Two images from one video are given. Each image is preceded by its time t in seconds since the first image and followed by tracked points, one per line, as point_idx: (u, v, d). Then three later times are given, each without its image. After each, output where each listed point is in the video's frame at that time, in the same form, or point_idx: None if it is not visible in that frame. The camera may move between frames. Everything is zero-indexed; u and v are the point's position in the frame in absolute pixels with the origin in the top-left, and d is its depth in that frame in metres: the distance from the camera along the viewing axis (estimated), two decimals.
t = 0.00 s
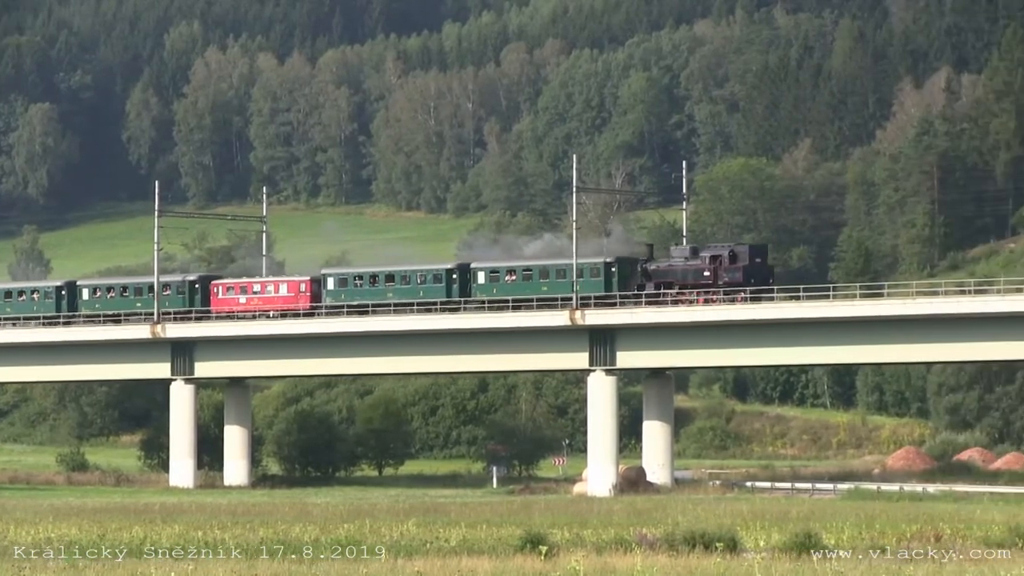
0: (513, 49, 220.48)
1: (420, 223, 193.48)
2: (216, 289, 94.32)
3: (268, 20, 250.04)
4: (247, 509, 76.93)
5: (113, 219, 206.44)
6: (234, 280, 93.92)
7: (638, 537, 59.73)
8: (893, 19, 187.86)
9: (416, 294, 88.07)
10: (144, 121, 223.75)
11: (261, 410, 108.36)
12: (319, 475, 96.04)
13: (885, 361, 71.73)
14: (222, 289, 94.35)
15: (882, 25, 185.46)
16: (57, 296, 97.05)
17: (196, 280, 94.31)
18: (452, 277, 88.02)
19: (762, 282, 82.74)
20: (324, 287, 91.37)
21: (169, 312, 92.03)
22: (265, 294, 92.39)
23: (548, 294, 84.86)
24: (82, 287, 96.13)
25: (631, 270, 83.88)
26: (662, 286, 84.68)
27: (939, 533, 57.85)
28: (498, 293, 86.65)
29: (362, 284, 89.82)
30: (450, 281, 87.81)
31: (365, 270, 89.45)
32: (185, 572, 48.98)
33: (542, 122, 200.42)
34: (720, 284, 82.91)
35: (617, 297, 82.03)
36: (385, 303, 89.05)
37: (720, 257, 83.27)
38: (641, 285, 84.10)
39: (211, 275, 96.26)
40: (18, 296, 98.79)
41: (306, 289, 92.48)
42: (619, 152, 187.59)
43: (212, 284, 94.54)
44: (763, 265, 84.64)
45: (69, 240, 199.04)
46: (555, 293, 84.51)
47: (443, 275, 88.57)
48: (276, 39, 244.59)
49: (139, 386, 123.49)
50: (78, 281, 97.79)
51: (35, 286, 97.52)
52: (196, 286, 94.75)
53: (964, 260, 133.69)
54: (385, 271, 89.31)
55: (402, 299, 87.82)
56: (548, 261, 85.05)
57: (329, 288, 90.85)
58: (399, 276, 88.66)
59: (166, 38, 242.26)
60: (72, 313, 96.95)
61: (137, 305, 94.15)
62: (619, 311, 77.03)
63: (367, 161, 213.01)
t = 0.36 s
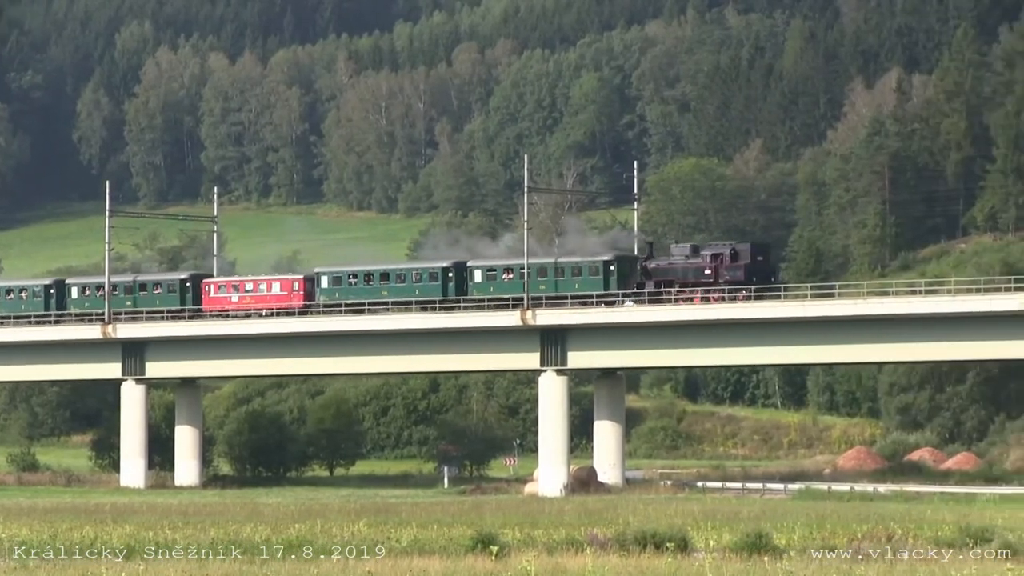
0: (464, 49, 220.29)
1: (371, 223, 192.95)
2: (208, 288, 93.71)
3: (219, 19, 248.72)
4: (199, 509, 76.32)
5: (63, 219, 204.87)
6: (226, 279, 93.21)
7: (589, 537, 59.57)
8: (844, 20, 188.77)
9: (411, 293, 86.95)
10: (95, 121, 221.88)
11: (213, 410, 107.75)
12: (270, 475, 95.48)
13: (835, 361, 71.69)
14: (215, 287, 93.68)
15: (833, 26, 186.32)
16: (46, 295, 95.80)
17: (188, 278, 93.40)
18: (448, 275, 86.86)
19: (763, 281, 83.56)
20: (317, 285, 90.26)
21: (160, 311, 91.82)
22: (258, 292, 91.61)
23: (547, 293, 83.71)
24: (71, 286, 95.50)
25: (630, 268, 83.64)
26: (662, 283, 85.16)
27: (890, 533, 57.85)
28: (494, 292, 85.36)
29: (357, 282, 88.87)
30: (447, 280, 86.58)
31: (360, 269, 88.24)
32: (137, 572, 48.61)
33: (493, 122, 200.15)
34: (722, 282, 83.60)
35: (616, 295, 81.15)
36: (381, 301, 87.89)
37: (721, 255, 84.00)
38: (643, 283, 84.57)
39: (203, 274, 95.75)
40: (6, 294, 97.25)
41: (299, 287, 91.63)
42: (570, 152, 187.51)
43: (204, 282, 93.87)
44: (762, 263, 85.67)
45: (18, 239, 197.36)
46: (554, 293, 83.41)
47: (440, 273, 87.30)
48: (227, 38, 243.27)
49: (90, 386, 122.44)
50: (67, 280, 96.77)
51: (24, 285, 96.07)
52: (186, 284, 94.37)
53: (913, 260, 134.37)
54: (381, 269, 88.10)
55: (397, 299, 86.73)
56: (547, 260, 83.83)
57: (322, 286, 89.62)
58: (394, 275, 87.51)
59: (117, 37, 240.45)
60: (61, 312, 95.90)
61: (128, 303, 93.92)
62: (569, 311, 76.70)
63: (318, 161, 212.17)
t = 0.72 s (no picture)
0: (412, 48, 219.73)
1: (318, 223, 192.08)
2: (196, 286, 92.46)
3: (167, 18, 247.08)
4: (144, 509, 75.56)
5: (7, 219, 202.88)
6: (215, 277, 92.14)
7: (536, 536, 59.27)
8: (790, 20, 189.37)
9: (404, 290, 85.61)
10: (41, 120, 219.68)
11: (158, 410, 107.00)
12: (216, 475, 94.71)
13: (785, 361, 71.58)
14: (202, 285, 92.42)
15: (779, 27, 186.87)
16: (30, 293, 93.40)
17: (176, 275, 91.79)
18: (441, 272, 85.16)
19: (763, 279, 80.75)
20: (307, 283, 89.14)
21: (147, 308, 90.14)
22: (246, 290, 90.46)
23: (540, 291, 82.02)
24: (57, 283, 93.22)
25: (626, 267, 82.49)
26: (659, 282, 83.07)
27: (836, 534, 57.78)
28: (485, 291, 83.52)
29: (348, 280, 87.99)
30: (439, 277, 84.92)
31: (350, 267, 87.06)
32: (82, 572, 48.09)
33: (441, 122, 199.49)
34: (720, 280, 80.94)
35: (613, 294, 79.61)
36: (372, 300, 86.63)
37: (719, 253, 81.47)
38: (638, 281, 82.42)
39: (192, 273, 94.37)
40: None
41: (289, 285, 90.51)
42: (518, 151, 187.06)
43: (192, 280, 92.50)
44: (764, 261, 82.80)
45: None
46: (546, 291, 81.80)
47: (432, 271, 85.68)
48: (174, 38, 241.13)
49: (37, 386, 121.09)
50: (54, 277, 94.44)
51: (8, 282, 93.84)
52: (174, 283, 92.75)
53: (860, 260, 134.58)
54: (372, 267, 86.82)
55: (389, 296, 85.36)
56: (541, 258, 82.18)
57: (313, 284, 88.43)
58: (386, 273, 86.25)
59: (64, 36, 238.41)
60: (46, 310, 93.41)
61: (114, 301, 92.06)
62: (516, 310, 76.50)
63: (265, 161, 210.97)
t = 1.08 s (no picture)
0: (356, 48, 219.34)
1: (262, 223, 191.15)
2: (182, 284, 90.50)
3: (110, 17, 245.45)
4: (88, 509, 74.94)
5: None
6: (200, 274, 90.27)
7: (481, 536, 58.99)
8: (734, 21, 190.16)
9: (394, 288, 83.50)
10: None
11: (101, 411, 106.19)
12: (160, 475, 93.95)
13: (729, 361, 71.39)
14: (189, 283, 90.52)
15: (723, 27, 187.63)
16: (13, 291, 92.36)
17: (161, 274, 89.80)
18: (432, 271, 83.43)
19: (759, 277, 79.41)
20: (296, 281, 87.62)
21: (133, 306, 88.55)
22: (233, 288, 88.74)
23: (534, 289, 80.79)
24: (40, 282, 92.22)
25: (620, 264, 80.79)
26: (653, 280, 81.22)
27: (780, 534, 57.72)
28: (479, 289, 82.31)
29: (337, 278, 85.72)
30: (431, 276, 83.18)
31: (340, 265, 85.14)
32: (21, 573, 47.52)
33: (385, 121, 198.83)
34: (716, 278, 79.47)
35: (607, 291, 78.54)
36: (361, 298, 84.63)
37: (715, 250, 79.96)
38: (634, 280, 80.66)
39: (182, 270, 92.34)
40: None
41: (277, 283, 88.66)
42: (462, 151, 186.55)
43: (177, 278, 90.63)
44: (760, 259, 81.41)
45: None
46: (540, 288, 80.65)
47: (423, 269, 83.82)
48: (117, 38, 238.76)
49: None
50: (36, 275, 93.53)
51: None
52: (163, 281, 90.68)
53: (805, 260, 134.89)
54: (362, 265, 84.85)
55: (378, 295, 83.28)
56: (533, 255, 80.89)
57: (301, 283, 86.98)
58: (377, 271, 84.22)
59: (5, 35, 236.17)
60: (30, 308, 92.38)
61: (99, 299, 90.17)
62: (460, 310, 76.21)
63: (209, 161, 209.61)
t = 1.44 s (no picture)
0: (304, 49, 218.86)
1: (209, 223, 190.19)
2: (173, 282, 88.79)
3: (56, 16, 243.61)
4: (36, 510, 74.45)
5: None
6: (190, 273, 88.61)
7: (429, 535, 58.89)
8: (681, 22, 190.80)
9: (389, 287, 82.69)
10: None
11: (49, 411, 105.47)
12: (108, 476, 93.22)
13: (677, 361, 71.44)
14: (178, 282, 88.90)
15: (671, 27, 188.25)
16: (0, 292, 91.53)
17: (152, 271, 88.99)
18: (427, 270, 82.58)
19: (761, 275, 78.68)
20: (289, 280, 86.89)
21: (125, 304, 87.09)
22: (224, 287, 87.23)
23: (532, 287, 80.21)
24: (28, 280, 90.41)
25: (619, 263, 80.43)
26: (654, 278, 80.43)
27: (728, 534, 57.81)
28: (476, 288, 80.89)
29: (331, 278, 85.03)
30: (427, 274, 82.31)
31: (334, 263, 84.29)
32: None
33: (333, 122, 198.07)
34: (717, 276, 78.68)
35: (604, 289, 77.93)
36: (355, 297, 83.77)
37: (716, 248, 79.22)
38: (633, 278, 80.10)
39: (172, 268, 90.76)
40: None
41: (269, 282, 87.57)
42: (410, 151, 185.96)
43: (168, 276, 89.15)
44: (760, 258, 80.72)
45: None
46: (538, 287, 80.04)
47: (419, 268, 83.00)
48: (65, 37, 236.22)
49: None
50: (23, 274, 92.07)
51: None
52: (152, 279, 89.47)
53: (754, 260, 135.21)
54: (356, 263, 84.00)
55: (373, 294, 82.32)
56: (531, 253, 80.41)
57: (294, 281, 86.12)
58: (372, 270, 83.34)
59: None
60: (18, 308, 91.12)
61: (88, 299, 88.72)
62: (408, 310, 75.88)
63: (157, 161, 208.23)
